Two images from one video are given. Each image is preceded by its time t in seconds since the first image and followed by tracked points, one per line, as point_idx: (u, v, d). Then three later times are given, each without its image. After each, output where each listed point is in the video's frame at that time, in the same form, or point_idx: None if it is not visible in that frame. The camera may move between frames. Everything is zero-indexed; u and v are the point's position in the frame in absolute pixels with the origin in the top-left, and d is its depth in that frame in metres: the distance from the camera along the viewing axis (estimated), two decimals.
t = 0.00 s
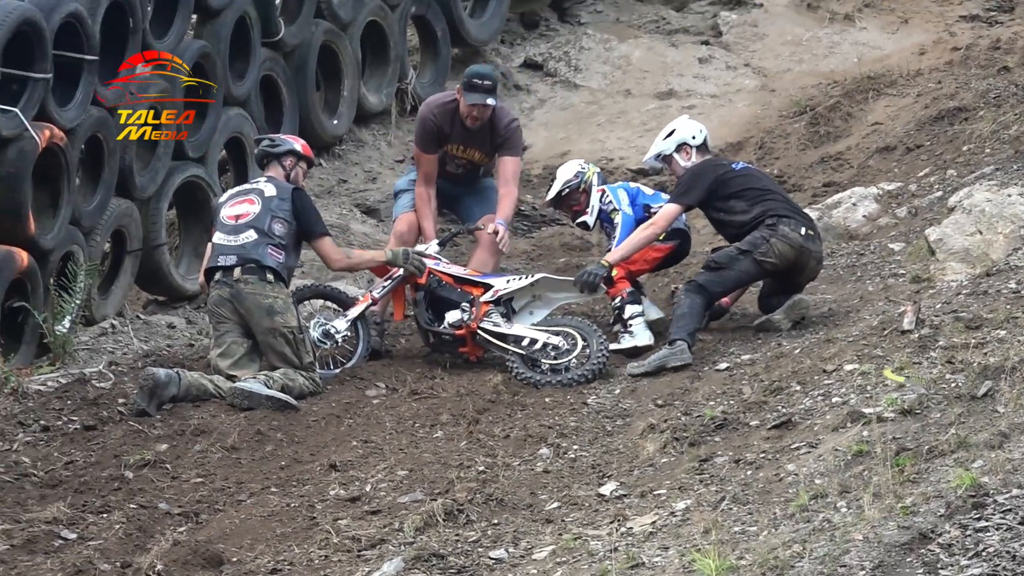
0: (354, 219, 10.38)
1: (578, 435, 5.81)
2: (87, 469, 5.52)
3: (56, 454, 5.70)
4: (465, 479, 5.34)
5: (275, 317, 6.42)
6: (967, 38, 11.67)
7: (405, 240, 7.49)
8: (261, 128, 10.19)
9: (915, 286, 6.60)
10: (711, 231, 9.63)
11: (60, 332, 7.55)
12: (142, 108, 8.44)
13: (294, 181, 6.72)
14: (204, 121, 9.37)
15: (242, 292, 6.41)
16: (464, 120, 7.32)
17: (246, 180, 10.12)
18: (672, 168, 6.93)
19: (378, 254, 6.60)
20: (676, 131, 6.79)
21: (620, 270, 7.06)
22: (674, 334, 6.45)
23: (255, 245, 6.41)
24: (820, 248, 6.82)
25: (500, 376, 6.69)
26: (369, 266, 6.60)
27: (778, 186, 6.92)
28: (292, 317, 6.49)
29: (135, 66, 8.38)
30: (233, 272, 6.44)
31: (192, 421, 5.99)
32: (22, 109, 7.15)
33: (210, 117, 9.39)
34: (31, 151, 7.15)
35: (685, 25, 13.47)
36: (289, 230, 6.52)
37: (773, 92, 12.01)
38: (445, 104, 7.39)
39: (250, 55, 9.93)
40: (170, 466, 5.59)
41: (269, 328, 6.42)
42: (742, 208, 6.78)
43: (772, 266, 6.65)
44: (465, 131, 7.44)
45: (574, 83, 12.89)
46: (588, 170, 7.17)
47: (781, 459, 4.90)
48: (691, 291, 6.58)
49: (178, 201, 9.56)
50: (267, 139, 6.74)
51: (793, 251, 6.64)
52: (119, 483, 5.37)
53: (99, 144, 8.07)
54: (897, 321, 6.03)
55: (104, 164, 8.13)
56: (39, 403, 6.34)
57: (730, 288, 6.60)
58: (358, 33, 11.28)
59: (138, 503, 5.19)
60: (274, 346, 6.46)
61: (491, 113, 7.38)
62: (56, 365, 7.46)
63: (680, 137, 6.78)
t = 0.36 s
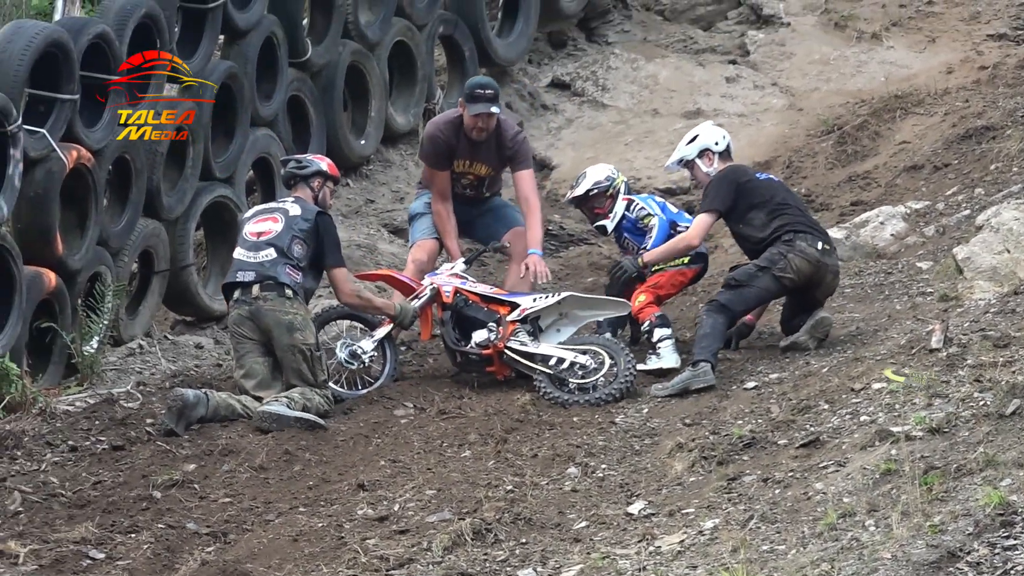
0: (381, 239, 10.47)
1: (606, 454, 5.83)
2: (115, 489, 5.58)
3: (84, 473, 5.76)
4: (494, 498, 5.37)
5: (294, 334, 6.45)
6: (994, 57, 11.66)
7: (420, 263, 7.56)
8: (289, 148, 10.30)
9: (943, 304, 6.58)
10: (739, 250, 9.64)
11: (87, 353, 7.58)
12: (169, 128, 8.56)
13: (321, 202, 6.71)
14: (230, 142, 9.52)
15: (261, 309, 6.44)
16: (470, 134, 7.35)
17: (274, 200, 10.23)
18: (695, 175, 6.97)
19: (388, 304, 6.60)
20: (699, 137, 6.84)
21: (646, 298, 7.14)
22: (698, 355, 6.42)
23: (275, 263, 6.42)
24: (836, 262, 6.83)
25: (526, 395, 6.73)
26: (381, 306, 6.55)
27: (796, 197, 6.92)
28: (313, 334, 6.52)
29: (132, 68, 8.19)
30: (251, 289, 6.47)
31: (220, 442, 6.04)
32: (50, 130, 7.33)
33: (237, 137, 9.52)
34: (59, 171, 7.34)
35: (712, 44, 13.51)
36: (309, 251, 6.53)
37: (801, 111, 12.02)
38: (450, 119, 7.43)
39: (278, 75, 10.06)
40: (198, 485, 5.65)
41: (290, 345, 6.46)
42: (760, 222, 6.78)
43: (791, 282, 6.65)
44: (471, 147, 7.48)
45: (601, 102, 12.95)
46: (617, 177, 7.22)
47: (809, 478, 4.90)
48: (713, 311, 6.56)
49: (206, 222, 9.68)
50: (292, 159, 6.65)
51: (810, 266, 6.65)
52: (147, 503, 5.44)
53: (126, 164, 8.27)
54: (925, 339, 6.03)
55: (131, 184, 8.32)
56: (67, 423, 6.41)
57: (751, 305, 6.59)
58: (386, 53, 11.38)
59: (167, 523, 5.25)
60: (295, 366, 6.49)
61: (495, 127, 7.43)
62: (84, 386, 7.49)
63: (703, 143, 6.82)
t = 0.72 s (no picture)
0: (401, 250, 10.53)
1: (626, 464, 5.84)
2: (135, 500, 5.63)
3: (104, 484, 5.81)
4: (513, 509, 5.39)
5: (300, 318, 6.23)
6: (1014, 66, 11.63)
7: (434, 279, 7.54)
8: (309, 158, 10.35)
9: (963, 314, 6.56)
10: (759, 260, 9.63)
11: (107, 364, 7.69)
12: (188, 139, 8.63)
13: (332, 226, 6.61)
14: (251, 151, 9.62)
15: (265, 298, 6.26)
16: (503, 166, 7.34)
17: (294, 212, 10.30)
18: (717, 177, 7.00)
19: (398, 315, 6.56)
20: (728, 140, 6.87)
21: (665, 309, 7.19)
22: (713, 367, 6.40)
23: (282, 258, 6.33)
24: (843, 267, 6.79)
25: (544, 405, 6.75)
26: (389, 316, 6.45)
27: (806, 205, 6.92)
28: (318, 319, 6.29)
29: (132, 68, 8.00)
30: (256, 281, 6.32)
31: (240, 454, 6.12)
32: (69, 141, 7.43)
33: (256, 148, 9.59)
34: (78, 181, 7.44)
35: (732, 54, 13.52)
36: (317, 252, 6.43)
37: (821, 121, 12.01)
38: (486, 147, 7.44)
39: (297, 85, 10.14)
40: (218, 496, 5.70)
41: (294, 330, 6.22)
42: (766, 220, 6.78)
43: (797, 288, 6.62)
44: (502, 177, 7.48)
45: (621, 112, 12.97)
46: (634, 190, 7.22)
47: (829, 488, 4.90)
48: (724, 322, 6.56)
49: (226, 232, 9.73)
50: (302, 185, 6.66)
51: (816, 271, 6.61)
52: (166, 513, 5.48)
53: (146, 175, 8.34)
54: (945, 349, 6.01)
55: (151, 194, 8.40)
56: (86, 434, 6.45)
57: (761, 314, 6.58)
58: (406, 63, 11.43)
59: (186, 534, 5.29)
60: (299, 355, 6.23)
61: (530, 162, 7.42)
62: (104, 397, 7.61)
63: (730, 146, 6.86)
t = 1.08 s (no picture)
0: (412, 254, 10.56)
1: (638, 468, 5.85)
2: (147, 505, 5.65)
3: (116, 489, 5.84)
4: (525, 513, 5.40)
5: (302, 335, 6.25)
6: None
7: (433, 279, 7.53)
8: (321, 163, 10.39)
9: (975, 318, 6.55)
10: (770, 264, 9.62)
11: (119, 368, 7.62)
12: (199, 143, 8.67)
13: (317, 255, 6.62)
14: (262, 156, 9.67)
15: (271, 316, 6.29)
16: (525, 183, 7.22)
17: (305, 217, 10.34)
18: (728, 176, 6.99)
19: (402, 323, 6.52)
20: (740, 139, 6.86)
21: (677, 313, 7.16)
22: (721, 375, 6.32)
23: (285, 275, 6.36)
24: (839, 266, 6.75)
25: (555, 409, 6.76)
26: (392, 328, 6.44)
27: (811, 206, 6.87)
28: (320, 337, 6.32)
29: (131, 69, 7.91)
30: (261, 300, 6.34)
31: (251, 458, 6.14)
32: (80, 146, 7.48)
33: (267, 153, 9.63)
34: (89, 186, 7.48)
35: (743, 58, 13.52)
36: (317, 274, 6.49)
37: (832, 125, 12.01)
38: (509, 164, 7.32)
39: (309, 90, 10.18)
40: (229, 501, 5.72)
41: (297, 346, 6.23)
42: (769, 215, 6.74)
43: (796, 288, 6.57)
44: (523, 194, 7.37)
45: (632, 116, 12.99)
46: (650, 191, 7.21)
47: (841, 492, 4.90)
48: (731, 327, 6.45)
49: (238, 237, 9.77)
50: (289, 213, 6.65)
51: (813, 269, 6.57)
52: (178, 518, 5.51)
53: (157, 179, 8.39)
54: (956, 352, 6.01)
55: (162, 200, 8.44)
56: (98, 439, 6.48)
57: (766, 316, 6.50)
58: (417, 67, 11.46)
59: (198, 538, 5.31)
60: (299, 370, 6.21)
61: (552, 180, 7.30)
62: (115, 402, 7.51)
63: (743, 145, 6.85)
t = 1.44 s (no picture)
0: (418, 254, 10.57)
1: (644, 467, 5.85)
2: (152, 504, 5.67)
3: (121, 489, 5.85)
4: (531, 512, 5.41)
5: (311, 336, 6.29)
6: None
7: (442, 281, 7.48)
8: (326, 162, 10.41)
9: (980, 317, 6.55)
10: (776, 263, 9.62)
11: (124, 368, 7.64)
12: (204, 143, 8.69)
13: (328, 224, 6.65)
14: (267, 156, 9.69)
15: (279, 317, 6.32)
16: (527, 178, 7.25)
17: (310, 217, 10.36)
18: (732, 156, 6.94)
19: (406, 320, 6.51)
20: (742, 118, 6.82)
21: (682, 311, 7.16)
22: (722, 376, 6.30)
23: (295, 275, 6.35)
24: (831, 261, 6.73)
25: (560, 408, 6.77)
26: (397, 324, 6.44)
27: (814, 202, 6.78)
28: (328, 337, 6.36)
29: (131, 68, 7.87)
30: (270, 301, 6.37)
31: (257, 457, 6.15)
32: (86, 146, 7.50)
33: (272, 152, 9.66)
34: (95, 186, 7.50)
35: (748, 57, 13.52)
36: (328, 267, 6.46)
37: (838, 124, 12.01)
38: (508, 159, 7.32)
39: (314, 89, 10.19)
40: (235, 500, 5.73)
41: (305, 346, 6.27)
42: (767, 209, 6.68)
43: (789, 283, 6.54)
44: (525, 189, 7.36)
45: (637, 115, 12.99)
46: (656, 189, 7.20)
47: (846, 491, 4.90)
48: (728, 326, 6.41)
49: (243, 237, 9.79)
50: (293, 186, 6.67)
51: (806, 264, 6.54)
52: (184, 518, 5.52)
53: (162, 179, 8.41)
54: (961, 351, 6.01)
55: (167, 200, 8.46)
56: (104, 438, 6.49)
57: (761, 313, 6.46)
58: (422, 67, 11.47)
59: (204, 538, 5.33)
60: (305, 371, 6.24)
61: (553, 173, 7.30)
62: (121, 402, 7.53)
63: (745, 124, 6.79)
